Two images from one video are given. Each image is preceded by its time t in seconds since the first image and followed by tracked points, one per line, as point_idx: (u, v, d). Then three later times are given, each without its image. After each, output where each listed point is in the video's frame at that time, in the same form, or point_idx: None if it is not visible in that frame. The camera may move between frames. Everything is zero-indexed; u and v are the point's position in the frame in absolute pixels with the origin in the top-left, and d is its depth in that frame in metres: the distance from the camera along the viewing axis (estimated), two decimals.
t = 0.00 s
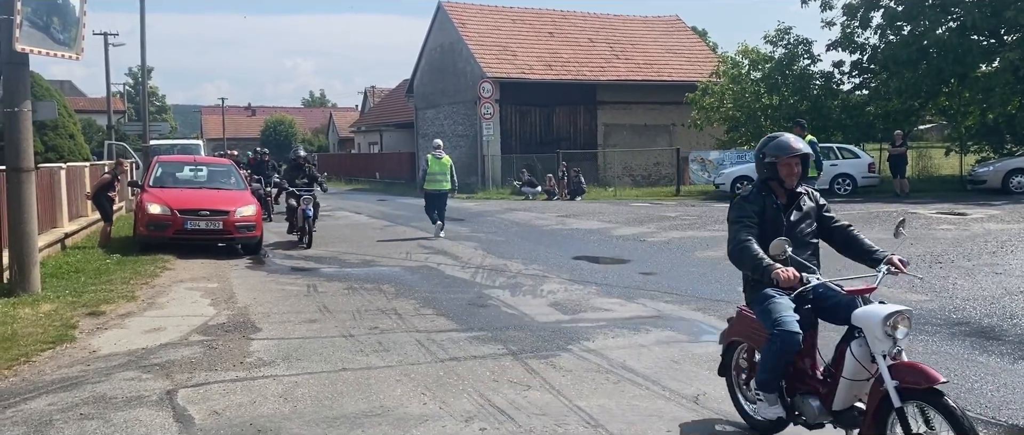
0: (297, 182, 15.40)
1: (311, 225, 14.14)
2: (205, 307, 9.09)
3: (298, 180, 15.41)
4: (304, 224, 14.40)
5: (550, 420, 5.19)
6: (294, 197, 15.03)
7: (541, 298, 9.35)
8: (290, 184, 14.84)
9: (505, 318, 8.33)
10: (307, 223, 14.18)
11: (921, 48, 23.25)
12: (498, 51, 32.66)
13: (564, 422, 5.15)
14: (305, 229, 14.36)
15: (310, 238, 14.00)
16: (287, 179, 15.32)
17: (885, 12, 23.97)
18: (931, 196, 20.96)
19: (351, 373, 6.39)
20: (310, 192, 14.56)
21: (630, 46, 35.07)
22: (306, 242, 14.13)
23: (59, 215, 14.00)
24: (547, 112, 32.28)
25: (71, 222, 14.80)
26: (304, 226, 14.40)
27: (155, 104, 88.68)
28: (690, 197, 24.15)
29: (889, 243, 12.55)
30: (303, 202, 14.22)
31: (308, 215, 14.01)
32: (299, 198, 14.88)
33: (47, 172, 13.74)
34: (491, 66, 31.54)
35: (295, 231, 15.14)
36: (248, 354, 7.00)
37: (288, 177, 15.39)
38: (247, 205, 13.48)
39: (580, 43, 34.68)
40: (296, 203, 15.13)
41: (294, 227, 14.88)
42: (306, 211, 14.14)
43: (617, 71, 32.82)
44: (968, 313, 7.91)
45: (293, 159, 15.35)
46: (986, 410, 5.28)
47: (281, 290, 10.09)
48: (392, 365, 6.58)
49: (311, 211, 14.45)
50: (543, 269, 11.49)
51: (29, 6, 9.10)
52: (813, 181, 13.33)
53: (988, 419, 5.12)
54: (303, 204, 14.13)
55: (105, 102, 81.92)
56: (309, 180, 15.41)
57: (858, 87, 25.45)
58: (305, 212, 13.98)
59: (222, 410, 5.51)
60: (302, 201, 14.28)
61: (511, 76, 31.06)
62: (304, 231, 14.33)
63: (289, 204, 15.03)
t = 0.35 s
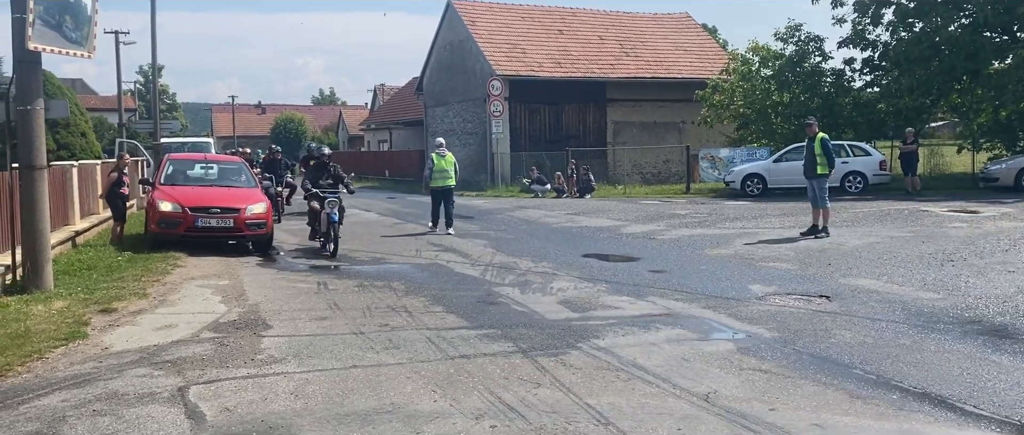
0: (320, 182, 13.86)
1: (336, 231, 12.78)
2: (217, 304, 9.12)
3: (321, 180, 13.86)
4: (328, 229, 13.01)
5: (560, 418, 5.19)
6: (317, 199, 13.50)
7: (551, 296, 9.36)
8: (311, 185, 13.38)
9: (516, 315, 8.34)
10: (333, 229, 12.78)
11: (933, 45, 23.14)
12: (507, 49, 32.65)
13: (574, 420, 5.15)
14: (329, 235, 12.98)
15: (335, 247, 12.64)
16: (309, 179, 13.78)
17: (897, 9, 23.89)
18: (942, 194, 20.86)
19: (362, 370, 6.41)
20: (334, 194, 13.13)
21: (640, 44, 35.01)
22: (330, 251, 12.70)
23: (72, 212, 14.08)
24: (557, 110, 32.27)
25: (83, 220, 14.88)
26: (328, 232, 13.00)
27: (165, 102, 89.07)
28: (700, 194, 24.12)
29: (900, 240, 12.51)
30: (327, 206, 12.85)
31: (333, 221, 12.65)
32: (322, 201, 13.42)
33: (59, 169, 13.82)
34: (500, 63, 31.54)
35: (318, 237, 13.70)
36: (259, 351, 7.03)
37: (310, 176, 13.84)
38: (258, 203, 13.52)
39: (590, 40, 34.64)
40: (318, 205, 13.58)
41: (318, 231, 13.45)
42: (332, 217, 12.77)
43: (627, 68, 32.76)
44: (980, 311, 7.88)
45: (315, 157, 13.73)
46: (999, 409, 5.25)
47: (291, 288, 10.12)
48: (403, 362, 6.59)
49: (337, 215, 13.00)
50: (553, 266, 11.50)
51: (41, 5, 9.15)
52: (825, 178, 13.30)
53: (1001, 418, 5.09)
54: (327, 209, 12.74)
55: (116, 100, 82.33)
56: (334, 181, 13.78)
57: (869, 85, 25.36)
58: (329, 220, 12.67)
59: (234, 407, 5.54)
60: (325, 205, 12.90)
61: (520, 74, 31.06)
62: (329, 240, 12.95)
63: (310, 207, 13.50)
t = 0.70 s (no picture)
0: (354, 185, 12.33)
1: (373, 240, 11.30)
2: (232, 300, 9.17)
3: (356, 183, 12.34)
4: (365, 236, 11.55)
5: (574, 416, 5.19)
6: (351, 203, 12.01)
7: (565, 293, 9.36)
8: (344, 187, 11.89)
9: (530, 312, 8.34)
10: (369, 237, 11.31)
11: (950, 41, 22.99)
12: (521, 46, 32.63)
13: (589, 417, 5.14)
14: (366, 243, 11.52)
15: (372, 258, 11.18)
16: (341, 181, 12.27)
17: (913, 5, 23.74)
18: (959, 192, 20.73)
19: (377, 366, 6.43)
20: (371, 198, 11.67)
21: (654, 41, 34.92)
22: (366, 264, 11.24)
23: (88, 209, 14.17)
24: (570, 107, 32.24)
25: (99, 216, 14.97)
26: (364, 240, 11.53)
27: (180, 100, 89.51)
28: (715, 192, 24.05)
29: (916, 239, 12.44)
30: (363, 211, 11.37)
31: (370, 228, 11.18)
32: (357, 206, 11.93)
33: (76, 166, 13.91)
34: (514, 60, 31.52)
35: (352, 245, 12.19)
36: (275, 347, 7.06)
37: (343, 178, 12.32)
38: (272, 200, 13.57)
39: (604, 37, 34.58)
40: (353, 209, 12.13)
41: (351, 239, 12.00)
42: (368, 223, 11.29)
43: (641, 65, 32.68)
44: (998, 310, 7.83)
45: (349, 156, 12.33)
46: (1017, 409, 5.22)
47: (306, 284, 10.15)
48: (417, 359, 6.61)
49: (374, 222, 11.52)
50: (567, 264, 11.49)
51: (59, 3, 9.21)
52: (841, 176, 13.25)
53: (1019, 418, 5.07)
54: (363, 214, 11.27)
55: (131, 97, 82.82)
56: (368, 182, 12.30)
57: (886, 82, 25.21)
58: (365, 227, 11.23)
59: (249, 403, 5.56)
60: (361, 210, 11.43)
61: (534, 71, 31.04)
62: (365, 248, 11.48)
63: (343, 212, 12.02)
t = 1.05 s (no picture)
0: (395, 188, 10.79)
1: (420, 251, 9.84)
2: (249, 296, 9.22)
3: (396, 185, 10.79)
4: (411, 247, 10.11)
5: (591, 413, 5.18)
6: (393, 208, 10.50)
7: (580, 291, 9.35)
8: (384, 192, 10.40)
9: (545, 310, 8.33)
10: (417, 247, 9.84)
11: (971, 38, 22.79)
12: (537, 43, 32.61)
13: (605, 415, 5.13)
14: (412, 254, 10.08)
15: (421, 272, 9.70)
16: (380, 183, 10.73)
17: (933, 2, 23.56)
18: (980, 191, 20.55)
19: (393, 362, 6.44)
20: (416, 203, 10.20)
21: (671, 38, 34.81)
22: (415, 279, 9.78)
23: (107, 205, 14.28)
24: (586, 105, 32.18)
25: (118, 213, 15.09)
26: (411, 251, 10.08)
27: (198, 98, 90.01)
28: (732, 190, 23.96)
29: (936, 237, 12.34)
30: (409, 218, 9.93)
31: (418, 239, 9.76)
32: (399, 212, 10.43)
33: (95, 163, 14.02)
34: (530, 58, 31.50)
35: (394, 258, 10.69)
36: (292, 343, 7.08)
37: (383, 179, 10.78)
38: (290, 197, 13.62)
39: (621, 34, 34.49)
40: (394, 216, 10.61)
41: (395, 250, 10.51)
42: (415, 232, 9.84)
43: (657, 62, 32.58)
44: (1019, 309, 7.75)
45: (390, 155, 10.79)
46: None
47: (323, 281, 10.18)
48: (433, 355, 6.62)
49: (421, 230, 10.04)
50: (583, 262, 11.46)
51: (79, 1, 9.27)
52: (860, 173, 13.18)
53: None
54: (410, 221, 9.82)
55: (150, 95, 83.36)
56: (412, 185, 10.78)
57: (905, 79, 25.02)
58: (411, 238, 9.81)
59: (267, 398, 5.58)
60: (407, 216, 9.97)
61: (551, 68, 31.00)
62: (412, 261, 10.04)
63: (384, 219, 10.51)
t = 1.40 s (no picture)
0: (446, 193, 8.92)
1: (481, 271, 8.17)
2: (267, 293, 9.24)
3: (448, 189, 8.93)
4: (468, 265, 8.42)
5: (610, 412, 5.15)
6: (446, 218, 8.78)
7: (598, 289, 9.32)
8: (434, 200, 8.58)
9: (562, 308, 8.30)
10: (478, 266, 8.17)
11: (992, 34, 22.59)
12: (552, 40, 32.56)
13: (625, 414, 5.10)
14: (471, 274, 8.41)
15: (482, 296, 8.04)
16: (428, 188, 8.87)
17: None
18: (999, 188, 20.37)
19: (411, 360, 6.43)
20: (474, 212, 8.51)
21: (687, 34, 34.67)
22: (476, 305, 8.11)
23: (125, 203, 14.35)
24: (601, 102, 32.10)
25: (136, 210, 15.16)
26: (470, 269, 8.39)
27: (215, 95, 90.39)
28: (748, 187, 23.86)
29: (956, 235, 12.22)
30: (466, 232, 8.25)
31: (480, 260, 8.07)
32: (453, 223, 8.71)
33: (113, 161, 14.09)
34: (545, 55, 31.45)
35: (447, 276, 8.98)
36: (310, 340, 7.08)
37: (431, 183, 8.91)
38: (306, 194, 13.65)
39: (636, 31, 34.38)
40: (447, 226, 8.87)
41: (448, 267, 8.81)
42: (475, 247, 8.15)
43: (673, 59, 32.46)
44: None
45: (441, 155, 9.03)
46: None
47: (341, 278, 10.18)
48: (450, 353, 6.60)
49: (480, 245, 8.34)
50: (599, 260, 11.42)
51: None
52: (879, 170, 13.08)
53: None
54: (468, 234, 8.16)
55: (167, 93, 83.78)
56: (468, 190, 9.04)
57: (924, 75, 24.81)
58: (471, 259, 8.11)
59: (286, 396, 5.58)
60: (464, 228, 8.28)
61: (566, 65, 30.95)
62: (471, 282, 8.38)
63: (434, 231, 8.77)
